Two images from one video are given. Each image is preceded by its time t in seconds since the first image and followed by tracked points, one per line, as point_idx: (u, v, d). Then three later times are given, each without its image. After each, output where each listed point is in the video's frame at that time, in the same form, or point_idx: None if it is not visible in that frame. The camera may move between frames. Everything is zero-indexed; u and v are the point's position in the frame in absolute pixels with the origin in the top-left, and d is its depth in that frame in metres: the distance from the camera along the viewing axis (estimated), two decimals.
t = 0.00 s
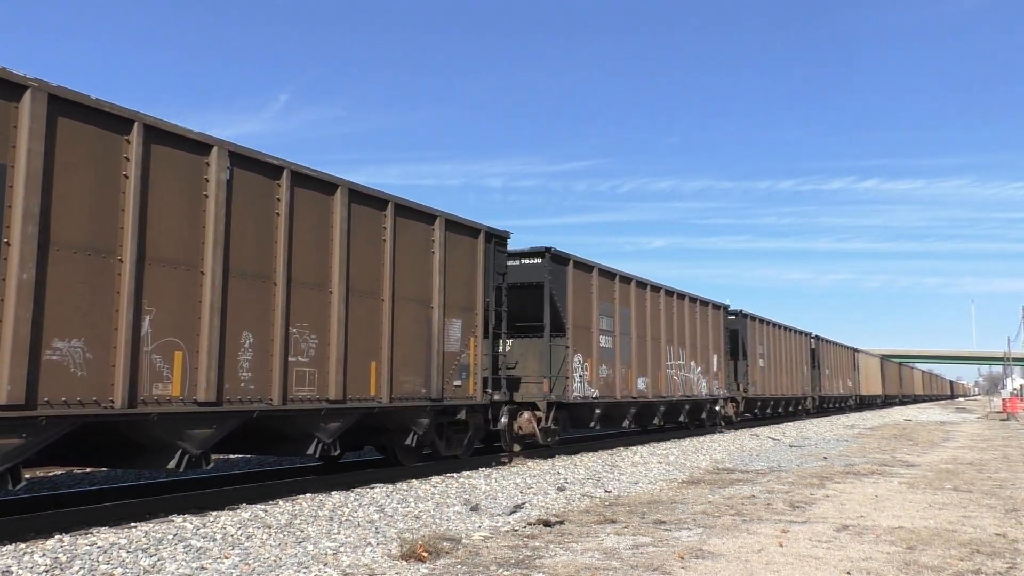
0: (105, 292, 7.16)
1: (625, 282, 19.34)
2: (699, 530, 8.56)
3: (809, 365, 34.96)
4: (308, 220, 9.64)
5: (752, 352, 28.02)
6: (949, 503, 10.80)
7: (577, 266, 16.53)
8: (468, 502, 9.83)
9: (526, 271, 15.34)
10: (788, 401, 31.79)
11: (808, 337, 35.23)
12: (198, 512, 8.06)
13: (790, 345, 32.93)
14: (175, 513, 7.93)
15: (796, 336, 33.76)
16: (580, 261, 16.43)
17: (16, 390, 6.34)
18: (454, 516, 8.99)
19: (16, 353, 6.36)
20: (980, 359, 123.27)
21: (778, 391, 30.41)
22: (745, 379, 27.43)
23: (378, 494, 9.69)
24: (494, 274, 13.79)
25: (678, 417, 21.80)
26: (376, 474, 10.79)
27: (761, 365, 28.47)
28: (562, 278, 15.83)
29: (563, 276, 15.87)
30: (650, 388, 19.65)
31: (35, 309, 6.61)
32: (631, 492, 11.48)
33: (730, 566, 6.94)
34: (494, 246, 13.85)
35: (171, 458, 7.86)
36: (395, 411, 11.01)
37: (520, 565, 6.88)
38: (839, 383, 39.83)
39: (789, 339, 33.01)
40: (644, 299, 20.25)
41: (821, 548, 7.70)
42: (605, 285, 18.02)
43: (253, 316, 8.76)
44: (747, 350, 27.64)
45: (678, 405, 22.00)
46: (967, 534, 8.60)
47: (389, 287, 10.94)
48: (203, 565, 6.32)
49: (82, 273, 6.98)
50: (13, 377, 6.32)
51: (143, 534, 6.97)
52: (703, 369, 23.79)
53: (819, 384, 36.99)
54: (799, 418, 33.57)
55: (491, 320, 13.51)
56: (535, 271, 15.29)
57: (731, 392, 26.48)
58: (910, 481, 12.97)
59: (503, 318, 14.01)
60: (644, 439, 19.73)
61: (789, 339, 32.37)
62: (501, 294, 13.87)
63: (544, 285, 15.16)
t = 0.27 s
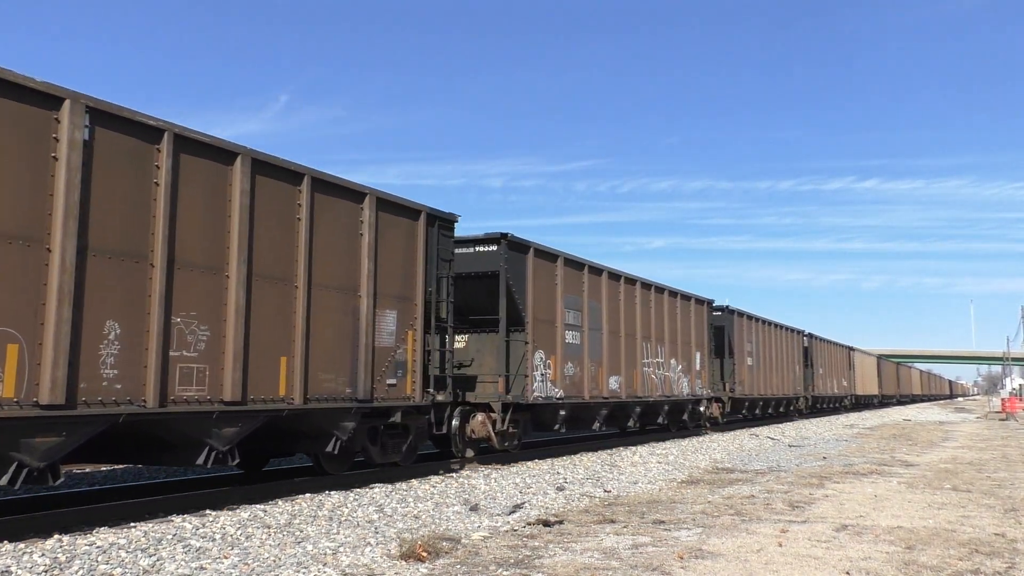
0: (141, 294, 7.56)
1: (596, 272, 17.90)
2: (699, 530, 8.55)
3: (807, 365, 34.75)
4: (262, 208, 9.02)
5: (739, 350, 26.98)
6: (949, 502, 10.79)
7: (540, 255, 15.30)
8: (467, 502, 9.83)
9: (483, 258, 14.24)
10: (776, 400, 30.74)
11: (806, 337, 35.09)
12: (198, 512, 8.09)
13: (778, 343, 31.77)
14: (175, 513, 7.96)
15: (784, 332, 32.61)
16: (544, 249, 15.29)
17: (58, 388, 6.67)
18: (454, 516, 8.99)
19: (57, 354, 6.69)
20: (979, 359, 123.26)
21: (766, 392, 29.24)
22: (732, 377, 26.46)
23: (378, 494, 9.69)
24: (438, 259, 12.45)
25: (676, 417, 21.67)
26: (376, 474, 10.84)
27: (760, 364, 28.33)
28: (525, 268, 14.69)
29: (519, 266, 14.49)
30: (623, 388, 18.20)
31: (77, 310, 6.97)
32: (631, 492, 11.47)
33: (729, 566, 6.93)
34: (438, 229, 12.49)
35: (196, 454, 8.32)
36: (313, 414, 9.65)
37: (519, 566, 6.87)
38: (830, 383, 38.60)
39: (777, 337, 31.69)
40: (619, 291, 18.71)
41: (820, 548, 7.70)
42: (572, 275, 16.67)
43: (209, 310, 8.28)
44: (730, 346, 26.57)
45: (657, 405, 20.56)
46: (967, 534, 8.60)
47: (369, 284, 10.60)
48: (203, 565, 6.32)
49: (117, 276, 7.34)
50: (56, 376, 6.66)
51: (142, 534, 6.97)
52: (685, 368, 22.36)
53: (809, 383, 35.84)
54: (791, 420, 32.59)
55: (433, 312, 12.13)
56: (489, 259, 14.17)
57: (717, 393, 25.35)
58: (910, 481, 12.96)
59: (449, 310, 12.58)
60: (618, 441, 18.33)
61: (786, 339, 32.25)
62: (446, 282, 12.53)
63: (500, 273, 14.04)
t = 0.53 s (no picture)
0: (172, 301, 7.80)
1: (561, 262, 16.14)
2: (699, 530, 8.55)
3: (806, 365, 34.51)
4: (227, 202, 8.53)
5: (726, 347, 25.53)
6: (949, 502, 10.78)
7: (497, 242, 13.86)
8: (468, 502, 9.83)
9: (429, 245, 12.62)
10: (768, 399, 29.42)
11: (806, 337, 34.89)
12: (197, 511, 8.07)
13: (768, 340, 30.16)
14: (174, 513, 7.94)
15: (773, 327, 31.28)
16: (501, 234, 13.84)
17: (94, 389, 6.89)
18: (454, 516, 8.99)
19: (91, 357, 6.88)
20: (980, 359, 123.18)
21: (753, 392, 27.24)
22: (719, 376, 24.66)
23: (378, 494, 9.68)
24: (374, 244, 10.86)
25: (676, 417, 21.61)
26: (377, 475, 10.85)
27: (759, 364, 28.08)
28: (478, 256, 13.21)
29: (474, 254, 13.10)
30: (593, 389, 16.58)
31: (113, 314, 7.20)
32: (631, 492, 11.46)
33: (730, 566, 6.93)
34: (375, 216, 10.93)
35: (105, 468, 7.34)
36: (203, 417, 8.14)
37: (519, 565, 6.87)
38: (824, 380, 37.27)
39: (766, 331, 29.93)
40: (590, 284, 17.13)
41: (820, 548, 7.69)
42: (532, 263, 15.09)
43: (150, 300, 7.57)
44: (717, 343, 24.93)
45: (633, 405, 18.93)
46: (967, 534, 8.59)
47: (347, 280, 10.25)
48: (203, 565, 6.31)
49: (150, 282, 7.58)
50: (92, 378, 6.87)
51: (142, 534, 6.97)
52: (666, 368, 20.79)
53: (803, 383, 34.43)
54: (785, 421, 31.22)
55: (363, 302, 10.50)
56: (436, 244, 12.54)
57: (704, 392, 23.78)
58: (910, 481, 12.95)
59: (387, 301, 10.96)
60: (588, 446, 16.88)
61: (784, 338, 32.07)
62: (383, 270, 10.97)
63: (448, 260, 12.37)
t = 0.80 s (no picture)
0: (219, 304, 8.38)
1: (520, 249, 14.64)
2: (699, 530, 8.55)
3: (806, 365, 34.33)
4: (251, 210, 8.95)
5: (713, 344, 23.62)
6: (949, 502, 10.78)
7: (440, 226, 12.36)
8: (468, 502, 9.83)
9: (359, 227, 11.20)
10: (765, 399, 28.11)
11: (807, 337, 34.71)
12: (197, 512, 8.08)
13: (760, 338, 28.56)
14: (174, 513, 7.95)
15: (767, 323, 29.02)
16: (444, 217, 12.36)
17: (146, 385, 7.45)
18: (454, 516, 8.99)
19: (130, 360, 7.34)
20: (980, 359, 123.10)
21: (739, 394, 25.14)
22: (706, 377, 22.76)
23: (378, 494, 9.69)
24: (285, 224, 9.51)
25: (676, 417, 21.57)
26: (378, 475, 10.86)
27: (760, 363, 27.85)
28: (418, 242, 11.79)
29: (414, 240, 11.71)
30: (557, 388, 15.17)
31: (165, 321, 7.72)
32: (632, 492, 11.46)
33: (730, 566, 6.93)
34: (288, 190, 9.57)
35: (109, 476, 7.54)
36: (54, 425, 6.80)
37: (519, 566, 6.87)
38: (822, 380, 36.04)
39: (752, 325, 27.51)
40: (555, 273, 15.70)
41: (820, 548, 7.70)
42: (486, 250, 13.61)
43: None
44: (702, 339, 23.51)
45: (605, 406, 17.35)
46: (967, 534, 8.59)
47: (252, 262, 8.77)
48: (204, 565, 6.32)
49: (196, 286, 8.13)
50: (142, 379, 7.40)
51: (143, 534, 6.97)
52: (643, 368, 19.08)
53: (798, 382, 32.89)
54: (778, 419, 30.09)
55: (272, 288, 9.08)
56: (367, 228, 11.16)
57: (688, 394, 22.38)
58: (910, 481, 12.95)
59: (303, 287, 9.71)
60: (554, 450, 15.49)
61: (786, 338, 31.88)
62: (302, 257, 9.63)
63: (381, 244, 11.02)
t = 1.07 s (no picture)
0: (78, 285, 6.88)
1: (461, 231, 12.78)
2: (698, 530, 8.55)
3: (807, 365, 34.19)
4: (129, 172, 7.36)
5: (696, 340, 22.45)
6: (949, 502, 10.79)
7: (370, 206, 10.82)
8: (467, 502, 9.84)
9: (273, 205, 9.83)
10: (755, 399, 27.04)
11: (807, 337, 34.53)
12: (196, 511, 8.11)
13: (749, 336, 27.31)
14: (174, 513, 7.97)
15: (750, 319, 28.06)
16: (376, 196, 10.85)
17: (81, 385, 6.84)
18: (454, 515, 9.00)
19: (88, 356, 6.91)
20: (980, 359, 123.12)
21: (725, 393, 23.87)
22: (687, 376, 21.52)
23: (378, 494, 9.69)
24: (166, 196, 7.93)
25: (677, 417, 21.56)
26: (379, 475, 10.91)
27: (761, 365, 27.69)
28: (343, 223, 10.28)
29: (337, 220, 10.18)
30: (514, 388, 13.66)
31: None
32: (631, 492, 11.47)
33: (729, 566, 6.93)
34: (168, 156, 7.99)
35: (107, 461, 7.43)
36: None
37: (519, 566, 6.87)
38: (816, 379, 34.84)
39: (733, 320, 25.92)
40: (513, 262, 14.20)
41: (820, 548, 7.70)
42: (429, 234, 12.01)
43: None
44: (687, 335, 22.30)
45: (572, 408, 15.76)
46: (967, 534, 8.59)
47: (118, 235, 7.22)
48: (203, 565, 6.32)
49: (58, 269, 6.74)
50: (106, 373, 7.00)
51: (142, 534, 6.97)
52: (617, 367, 17.53)
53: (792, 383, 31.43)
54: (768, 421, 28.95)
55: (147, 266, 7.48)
56: (282, 205, 9.76)
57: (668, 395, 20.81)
58: (910, 481, 12.96)
59: (189, 272, 8.18)
60: (510, 455, 14.11)
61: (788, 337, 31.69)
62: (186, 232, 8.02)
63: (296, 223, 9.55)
